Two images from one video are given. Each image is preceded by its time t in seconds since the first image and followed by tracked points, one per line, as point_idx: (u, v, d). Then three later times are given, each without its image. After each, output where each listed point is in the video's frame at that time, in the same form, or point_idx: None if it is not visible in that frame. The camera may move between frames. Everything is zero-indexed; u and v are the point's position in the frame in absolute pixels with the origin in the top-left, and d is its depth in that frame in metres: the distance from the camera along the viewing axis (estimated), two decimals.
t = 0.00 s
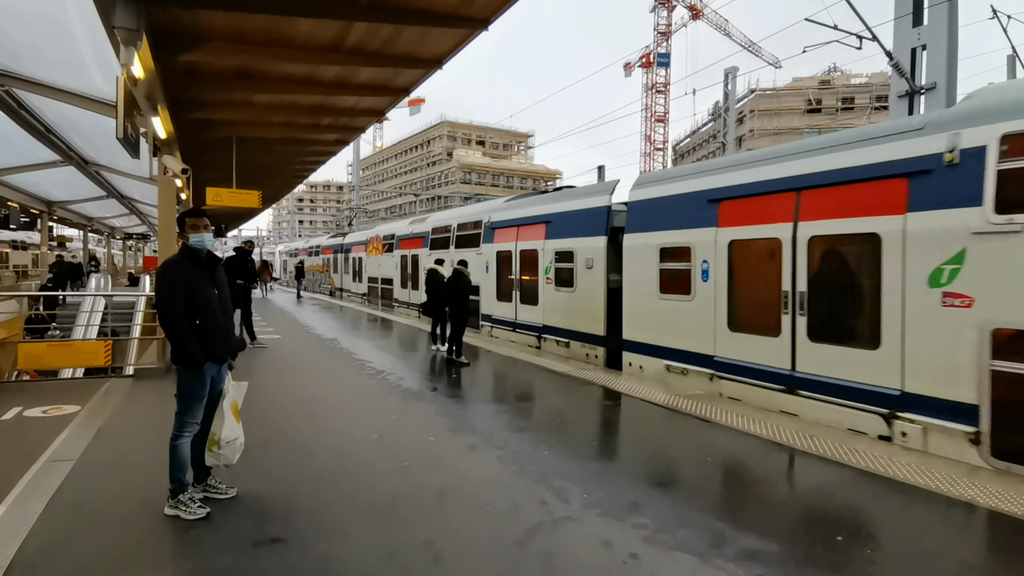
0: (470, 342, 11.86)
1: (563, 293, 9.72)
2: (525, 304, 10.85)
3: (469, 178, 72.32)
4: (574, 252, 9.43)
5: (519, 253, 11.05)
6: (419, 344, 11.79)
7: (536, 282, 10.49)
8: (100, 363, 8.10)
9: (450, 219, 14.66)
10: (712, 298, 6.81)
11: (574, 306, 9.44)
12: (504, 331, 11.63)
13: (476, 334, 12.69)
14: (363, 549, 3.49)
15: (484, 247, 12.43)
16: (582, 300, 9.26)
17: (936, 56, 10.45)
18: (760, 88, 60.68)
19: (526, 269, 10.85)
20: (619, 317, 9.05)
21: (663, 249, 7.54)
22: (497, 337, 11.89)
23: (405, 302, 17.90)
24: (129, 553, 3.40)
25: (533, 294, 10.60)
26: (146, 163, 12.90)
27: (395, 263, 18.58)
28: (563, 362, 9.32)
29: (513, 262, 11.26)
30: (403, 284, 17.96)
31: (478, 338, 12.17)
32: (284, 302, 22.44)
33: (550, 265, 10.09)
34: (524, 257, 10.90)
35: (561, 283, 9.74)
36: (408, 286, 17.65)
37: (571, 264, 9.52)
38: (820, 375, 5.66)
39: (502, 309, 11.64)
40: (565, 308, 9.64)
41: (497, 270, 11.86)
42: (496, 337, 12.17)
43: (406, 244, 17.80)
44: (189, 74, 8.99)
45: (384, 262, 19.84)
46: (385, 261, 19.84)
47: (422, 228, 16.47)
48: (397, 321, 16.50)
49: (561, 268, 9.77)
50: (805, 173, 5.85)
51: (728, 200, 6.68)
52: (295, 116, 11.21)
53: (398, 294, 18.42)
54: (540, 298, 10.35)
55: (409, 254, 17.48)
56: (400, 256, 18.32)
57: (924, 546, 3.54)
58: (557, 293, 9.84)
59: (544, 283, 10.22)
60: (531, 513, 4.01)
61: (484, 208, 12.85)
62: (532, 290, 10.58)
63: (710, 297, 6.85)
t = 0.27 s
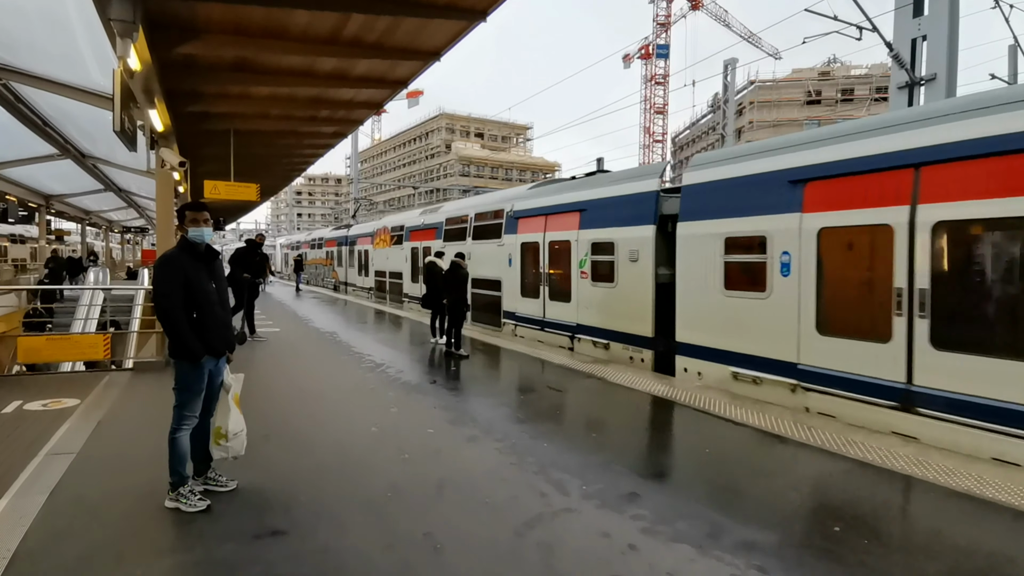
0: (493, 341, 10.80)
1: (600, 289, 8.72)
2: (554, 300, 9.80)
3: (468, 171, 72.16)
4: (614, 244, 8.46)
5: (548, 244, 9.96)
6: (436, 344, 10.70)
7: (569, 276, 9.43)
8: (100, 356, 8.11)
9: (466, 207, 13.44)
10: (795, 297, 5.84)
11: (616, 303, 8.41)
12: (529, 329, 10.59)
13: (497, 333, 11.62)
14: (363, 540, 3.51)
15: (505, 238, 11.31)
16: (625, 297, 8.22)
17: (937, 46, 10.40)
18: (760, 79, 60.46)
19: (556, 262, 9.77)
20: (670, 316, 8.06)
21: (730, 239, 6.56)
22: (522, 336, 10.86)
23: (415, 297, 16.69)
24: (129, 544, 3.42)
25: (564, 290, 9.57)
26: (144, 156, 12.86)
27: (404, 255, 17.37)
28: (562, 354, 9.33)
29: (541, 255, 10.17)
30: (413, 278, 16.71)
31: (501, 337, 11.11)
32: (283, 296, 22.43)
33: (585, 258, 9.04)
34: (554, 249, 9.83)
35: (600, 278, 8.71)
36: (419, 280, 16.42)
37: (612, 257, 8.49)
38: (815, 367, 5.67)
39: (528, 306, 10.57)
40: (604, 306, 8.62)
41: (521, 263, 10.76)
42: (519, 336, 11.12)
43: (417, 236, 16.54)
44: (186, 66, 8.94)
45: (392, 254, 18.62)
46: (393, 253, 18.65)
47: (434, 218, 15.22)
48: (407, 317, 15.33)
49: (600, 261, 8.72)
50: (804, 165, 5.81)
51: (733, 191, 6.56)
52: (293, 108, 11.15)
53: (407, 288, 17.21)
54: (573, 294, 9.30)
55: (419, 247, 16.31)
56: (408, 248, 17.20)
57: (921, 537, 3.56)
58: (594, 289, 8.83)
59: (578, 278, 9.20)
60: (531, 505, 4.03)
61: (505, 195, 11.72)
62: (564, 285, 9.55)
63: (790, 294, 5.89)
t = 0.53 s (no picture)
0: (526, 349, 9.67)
1: (654, 292, 7.57)
2: (595, 303, 8.67)
3: (468, 169, 72.09)
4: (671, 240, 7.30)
5: (588, 240, 8.79)
6: (461, 352, 9.57)
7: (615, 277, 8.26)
8: (101, 354, 8.11)
9: (488, 199, 12.22)
10: (927, 304, 4.74)
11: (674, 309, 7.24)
12: (566, 335, 9.46)
13: (528, 338, 10.46)
14: (363, 538, 3.51)
15: (534, 233, 10.15)
16: (685, 300, 7.08)
17: (938, 43, 10.37)
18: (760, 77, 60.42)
19: (598, 260, 8.60)
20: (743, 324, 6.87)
21: (833, 233, 5.50)
22: (557, 342, 9.72)
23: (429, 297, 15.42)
24: (130, 542, 3.42)
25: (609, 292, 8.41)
26: (143, 154, 12.85)
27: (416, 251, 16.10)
28: (562, 351, 9.32)
29: (580, 252, 9.02)
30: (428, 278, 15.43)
31: (533, 344, 9.98)
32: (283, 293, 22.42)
33: (635, 256, 7.89)
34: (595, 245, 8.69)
35: (654, 280, 7.55)
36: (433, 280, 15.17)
37: (670, 254, 7.33)
38: (813, 364, 5.67)
39: (565, 309, 9.42)
40: (659, 310, 7.48)
41: (555, 261, 9.62)
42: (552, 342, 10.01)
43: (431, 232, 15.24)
44: (185, 63, 8.92)
45: (403, 251, 17.34)
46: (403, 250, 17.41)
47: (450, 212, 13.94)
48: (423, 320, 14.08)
49: (653, 260, 7.57)
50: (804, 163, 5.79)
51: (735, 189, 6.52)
52: (292, 106, 11.14)
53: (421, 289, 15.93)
54: (619, 296, 8.15)
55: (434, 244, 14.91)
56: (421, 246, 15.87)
57: (921, 533, 3.56)
58: (645, 291, 7.69)
59: (626, 279, 8.03)
60: (531, 502, 4.03)
61: (533, 186, 10.56)
62: (608, 287, 8.41)
63: (921, 300, 4.79)
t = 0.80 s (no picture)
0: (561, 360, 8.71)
1: (715, 296, 6.66)
2: (641, 308, 7.79)
3: (468, 168, 72.05)
4: (738, 237, 6.40)
5: (633, 237, 7.92)
6: (490, 365, 8.57)
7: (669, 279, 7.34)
8: (102, 354, 8.10)
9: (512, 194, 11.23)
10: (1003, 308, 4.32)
11: (741, 316, 6.34)
12: (606, 343, 8.52)
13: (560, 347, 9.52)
14: (366, 537, 3.51)
15: (568, 230, 9.25)
16: (754, 306, 6.19)
17: (938, 43, 10.37)
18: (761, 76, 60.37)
19: (646, 260, 7.68)
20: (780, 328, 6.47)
21: (961, 228, 4.57)
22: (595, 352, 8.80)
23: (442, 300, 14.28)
24: (132, 541, 3.42)
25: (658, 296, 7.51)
26: (143, 153, 12.84)
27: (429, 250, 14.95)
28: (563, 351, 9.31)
29: (622, 250, 8.12)
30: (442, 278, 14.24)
31: (567, 353, 9.05)
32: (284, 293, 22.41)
33: (692, 255, 6.98)
34: (641, 242, 7.79)
35: (716, 283, 6.65)
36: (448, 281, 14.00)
37: (737, 254, 6.41)
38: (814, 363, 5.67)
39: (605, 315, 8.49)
40: (721, 318, 6.58)
41: (592, 261, 8.74)
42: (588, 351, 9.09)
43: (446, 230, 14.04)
44: (186, 62, 8.92)
45: (413, 250, 16.16)
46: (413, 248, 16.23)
47: (467, 208, 12.92)
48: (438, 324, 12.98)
49: (715, 260, 6.67)
50: (805, 162, 5.80)
51: (732, 188, 6.54)
52: (293, 105, 11.14)
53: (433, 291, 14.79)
54: (672, 301, 7.25)
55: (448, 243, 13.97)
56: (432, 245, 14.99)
57: (923, 532, 3.56)
58: (705, 295, 6.77)
59: (680, 281, 7.13)
60: (533, 501, 4.03)
61: (566, 177, 9.61)
62: (657, 290, 7.52)
63: None
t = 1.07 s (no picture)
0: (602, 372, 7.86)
1: (795, 302, 5.81)
2: (695, 313, 6.99)
3: (468, 168, 72.03)
4: (825, 233, 5.56)
5: (684, 234, 7.10)
6: (523, 377, 7.77)
7: (732, 281, 6.48)
8: (103, 353, 8.09)
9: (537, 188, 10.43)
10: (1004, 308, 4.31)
11: (828, 326, 5.51)
12: (653, 353, 7.68)
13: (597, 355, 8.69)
14: (367, 536, 3.51)
15: (606, 228, 8.44)
16: (846, 314, 5.35)
17: (939, 42, 10.35)
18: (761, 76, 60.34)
19: (703, 260, 6.84)
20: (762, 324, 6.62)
21: None
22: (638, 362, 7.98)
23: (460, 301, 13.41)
24: (134, 541, 3.42)
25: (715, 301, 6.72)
26: (144, 153, 12.83)
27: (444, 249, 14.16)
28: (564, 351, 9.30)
29: (672, 250, 7.30)
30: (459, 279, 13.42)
31: (607, 364, 8.21)
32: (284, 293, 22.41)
33: (763, 255, 6.15)
34: (695, 240, 6.97)
35: (793, 286, 5.82)
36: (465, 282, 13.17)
37: (822, 253, 5.58)
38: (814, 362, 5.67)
39: (652, 321, 7.68)
40: (802, 329, 5.74)
41: (636, 261, 7.92)
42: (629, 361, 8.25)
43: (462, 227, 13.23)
44: (187, 62, 8.92)
45: (425, 249, 15.36)
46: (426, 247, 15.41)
47: (487, 204, 12.12)
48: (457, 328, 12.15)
49: (793, 260, 5.85)
50: (805, 162, 5.80)
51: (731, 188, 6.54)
52: (293, 105, 11.14)
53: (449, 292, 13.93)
54: (738, 306, 6.40)
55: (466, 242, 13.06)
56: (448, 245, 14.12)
57: (926, 532, 3.55)
58: (782, 301, 5.93)
59: (748, 284, 6.29)
60: (534, 500, 4.03)
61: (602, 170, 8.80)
62: (714, 294, 6.72)
63: None
